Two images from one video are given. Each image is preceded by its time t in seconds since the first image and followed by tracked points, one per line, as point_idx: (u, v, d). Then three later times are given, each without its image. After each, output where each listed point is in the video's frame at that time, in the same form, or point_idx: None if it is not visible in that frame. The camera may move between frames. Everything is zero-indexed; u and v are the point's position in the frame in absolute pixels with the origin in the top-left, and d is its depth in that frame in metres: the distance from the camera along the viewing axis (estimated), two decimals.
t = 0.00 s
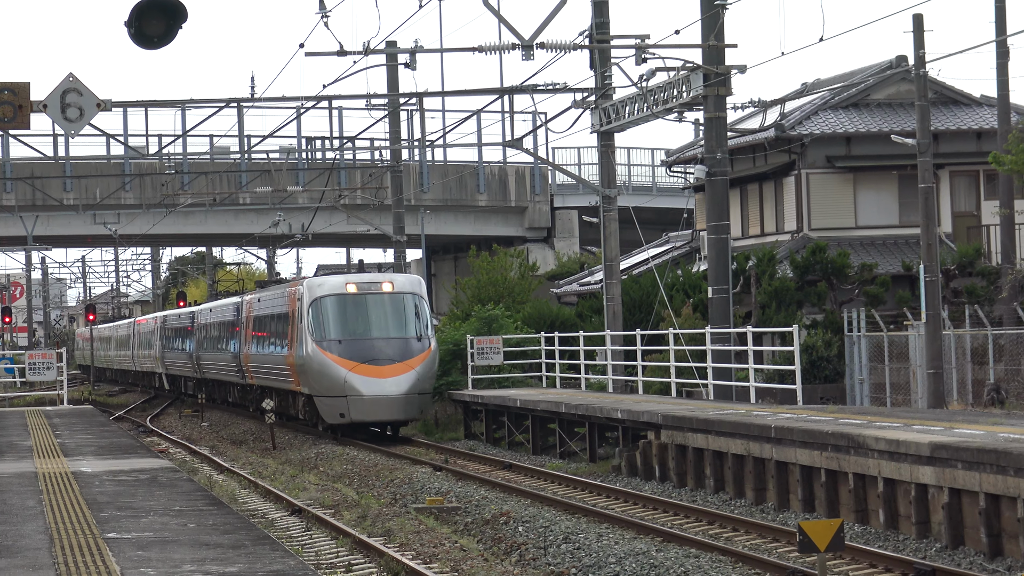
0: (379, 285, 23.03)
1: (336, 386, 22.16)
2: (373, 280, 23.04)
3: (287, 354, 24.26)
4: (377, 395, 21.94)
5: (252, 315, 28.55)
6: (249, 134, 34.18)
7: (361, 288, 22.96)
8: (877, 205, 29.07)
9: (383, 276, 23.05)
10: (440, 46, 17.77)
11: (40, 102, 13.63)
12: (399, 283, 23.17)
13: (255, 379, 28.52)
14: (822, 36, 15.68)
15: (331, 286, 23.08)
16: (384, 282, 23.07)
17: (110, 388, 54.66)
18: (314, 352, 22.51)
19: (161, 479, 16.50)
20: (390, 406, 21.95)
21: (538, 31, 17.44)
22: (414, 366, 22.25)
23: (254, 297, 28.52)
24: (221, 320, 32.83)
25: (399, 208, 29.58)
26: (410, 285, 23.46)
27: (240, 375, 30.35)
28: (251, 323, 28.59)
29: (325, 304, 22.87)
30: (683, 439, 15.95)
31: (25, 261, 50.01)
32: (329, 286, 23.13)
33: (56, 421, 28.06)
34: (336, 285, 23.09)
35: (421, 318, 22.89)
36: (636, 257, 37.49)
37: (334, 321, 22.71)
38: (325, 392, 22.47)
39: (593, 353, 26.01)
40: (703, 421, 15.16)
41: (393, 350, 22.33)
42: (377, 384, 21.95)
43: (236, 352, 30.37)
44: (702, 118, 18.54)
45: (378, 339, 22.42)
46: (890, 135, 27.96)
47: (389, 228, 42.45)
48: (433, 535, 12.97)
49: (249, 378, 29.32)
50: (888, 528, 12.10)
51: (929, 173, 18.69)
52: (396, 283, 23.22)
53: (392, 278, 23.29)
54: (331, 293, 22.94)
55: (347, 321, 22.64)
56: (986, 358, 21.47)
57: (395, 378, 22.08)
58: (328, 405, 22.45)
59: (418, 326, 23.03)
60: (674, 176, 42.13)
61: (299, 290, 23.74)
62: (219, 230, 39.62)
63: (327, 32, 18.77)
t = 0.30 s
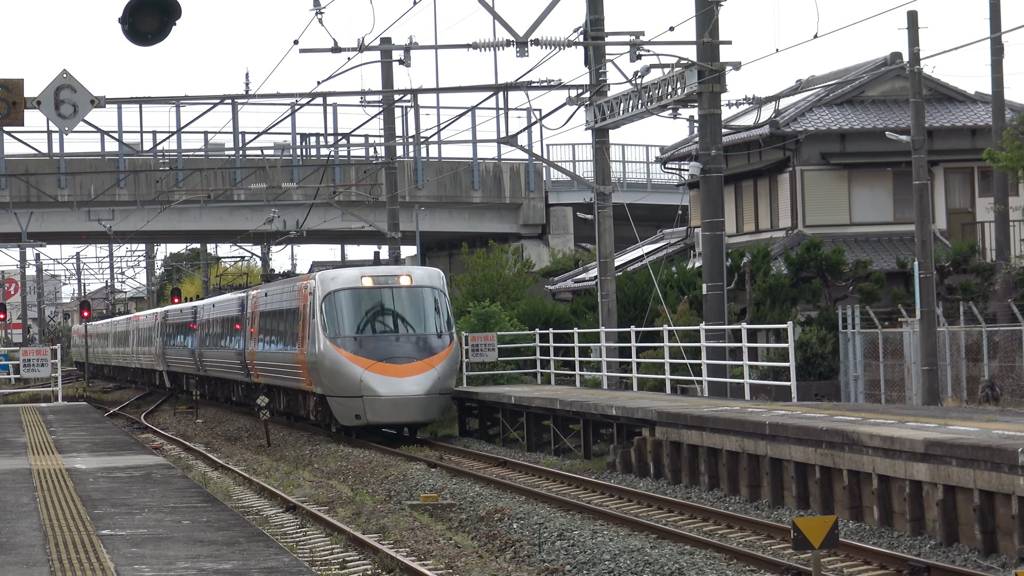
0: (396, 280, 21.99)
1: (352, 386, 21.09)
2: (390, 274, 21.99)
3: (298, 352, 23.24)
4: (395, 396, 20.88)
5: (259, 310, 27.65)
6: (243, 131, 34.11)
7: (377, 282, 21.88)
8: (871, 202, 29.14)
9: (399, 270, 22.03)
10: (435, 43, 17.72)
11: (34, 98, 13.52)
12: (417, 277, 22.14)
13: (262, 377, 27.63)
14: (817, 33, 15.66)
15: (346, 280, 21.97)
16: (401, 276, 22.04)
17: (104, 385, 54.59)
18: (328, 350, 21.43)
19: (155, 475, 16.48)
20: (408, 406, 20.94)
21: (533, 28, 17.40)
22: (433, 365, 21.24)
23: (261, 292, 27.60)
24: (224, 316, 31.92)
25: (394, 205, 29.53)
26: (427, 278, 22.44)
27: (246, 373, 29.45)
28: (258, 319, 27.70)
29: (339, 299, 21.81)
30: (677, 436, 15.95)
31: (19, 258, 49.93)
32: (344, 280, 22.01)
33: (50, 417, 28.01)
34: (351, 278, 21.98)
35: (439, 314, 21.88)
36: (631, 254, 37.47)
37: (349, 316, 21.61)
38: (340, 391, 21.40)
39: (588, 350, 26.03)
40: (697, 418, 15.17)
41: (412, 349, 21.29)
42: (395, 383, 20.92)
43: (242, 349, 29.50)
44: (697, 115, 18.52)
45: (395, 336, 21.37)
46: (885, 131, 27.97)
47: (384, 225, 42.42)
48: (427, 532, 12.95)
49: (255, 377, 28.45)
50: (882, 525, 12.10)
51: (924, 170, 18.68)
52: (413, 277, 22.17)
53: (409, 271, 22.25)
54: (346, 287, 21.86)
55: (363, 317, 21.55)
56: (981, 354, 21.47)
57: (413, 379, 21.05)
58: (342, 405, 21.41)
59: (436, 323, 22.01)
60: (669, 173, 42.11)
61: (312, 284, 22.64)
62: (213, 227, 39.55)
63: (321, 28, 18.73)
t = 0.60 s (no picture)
0: (418, 272, 20.35)
1: (372, 386, 19.36)
2: (412, 265, 20.36)
3: (312, 351, 21.96)
4: (418, 396, 19.09)
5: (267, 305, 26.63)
6: (240, 129, 34.09)
7: (398, 274, 20.25)
8: (868, 199, 29.12)
9: (421, 261, 20.40)
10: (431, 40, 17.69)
11: (30, 96, 13.46)
12: (441, 269, 20.49)
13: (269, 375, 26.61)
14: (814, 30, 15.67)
15: (365, 272, 20.36)
16: (423, 268, 20.39)
17: (101, 383, 54.60)
18: (346, 348, 19.78)
19: (152, 473, 16.46)
20: (431, 408, 19.13)
21: (529, 25, 17.37)
22: (459, 363, 19.48)
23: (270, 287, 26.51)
24: (231, 312, 31.00)
25: (391, 202, 29.46)
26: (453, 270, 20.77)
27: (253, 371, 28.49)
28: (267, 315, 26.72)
29: (358, 292, 20.20)
30: (674, 434, 15.95)
31: (15, 256, 49.93)
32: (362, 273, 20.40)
33: (46, 415, 27.98)
34: (370, 270, 20.38)
35: (465, 308, 20.20)
36: (628, 251, 37.46)
37: (368, 311, 19.96)
38: (359, 393, 19.65)
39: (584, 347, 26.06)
40: (693, 416, 15.18)
41: (435, 345, 19.55)
42: (417, 383, 19.14)
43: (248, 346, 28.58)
44: (693, 112, 18.53)
45: (417, 331, 19.64)
46: (882, 129, 28.03)
47: (381, 222, 42.42)
48: (424, 530, 12.93)
49: (263, 375, 27.43)
50: (879, 522, 12.10)
51: (921, 167, 18.69)
52: (436, 269, 20.51)
53: (433, 263, 20.62)
54: (364, 279, 20.26)
55: (384, 312, 19.89)
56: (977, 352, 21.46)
57: (437, 378, 19.27)
58: (362, 407, 19.66)
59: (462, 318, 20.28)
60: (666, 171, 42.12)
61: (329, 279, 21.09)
62: (209, 224, 39.51)
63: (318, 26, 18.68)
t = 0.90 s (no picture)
0: (445, 267, 19.34)
1: (398, 387, 18.28)
2: (439, 259, 19.33)
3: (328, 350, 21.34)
4: (447, 399, 18.01)
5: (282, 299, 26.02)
6: (239, 125, 34.05)
7: (424, 269, 19.24)
8: (867, 197, 29.11)
9: (449, 255, 19.39)
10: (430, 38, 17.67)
11: (29, 92, 13.45)
12: (469, 263, 19.46)
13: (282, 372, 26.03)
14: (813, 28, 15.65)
15: (389, 266, 19.35)
16: (451, 263, 19.38)
17: (100, 379, 54.67)
18: (370, 347, 18.73)
19: (150, 470, 16.46)
20: (460, 411, 18.05)
21: (528, 22, 17.36)
22: (489, 363, 18.41)
23: (285, 281, 25.90)
24: (242, 307, 30.46)
25: (390, 199, 29.43)
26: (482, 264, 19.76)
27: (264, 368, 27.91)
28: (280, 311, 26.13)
29: (381, 288, 19.18)
30: (673, 431, 15.95)
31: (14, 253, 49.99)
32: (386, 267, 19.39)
33: (45, 412, 27.98)
34: (394, 264, 19.36)
35: (494, 305, 19.17)
36: (627, 249, 37.47)
37: (393, 308, 18.93)
38: (384, 395, 18.60)
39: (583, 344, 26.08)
40: (692, 413, 15.19)
41: (465, 344, 18.48)
42: (445, 384, 18.07)
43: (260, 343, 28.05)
44: (692, 110, 18.52)
45: (445, 330, 18.59)
46: (880, 127, 28.05)
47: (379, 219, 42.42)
48: (422, 527, 12.93)
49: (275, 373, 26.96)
50: (878, 519, 12.10)
51: (919, 165, 18.68)
52: (464, 264, 19.49)
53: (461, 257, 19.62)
54: (387, 274, 19.26)
55: (410, 308, 18.85)
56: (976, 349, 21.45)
57: (467, 380, 18.19)
58: (387, 411, 18.60)
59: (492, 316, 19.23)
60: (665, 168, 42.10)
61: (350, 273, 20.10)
62: (208, 221, 39.50)
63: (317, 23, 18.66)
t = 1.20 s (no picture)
0: (473, 262, 18.50)
1: (426, 389, 17.34)
2: (467, 253, 18.51)
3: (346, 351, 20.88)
4: (477, 401, 17.05)
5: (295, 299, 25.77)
6: (236, 125, 34.03)
7: (451, 264, 18.39)
8: (864, 198, 29.13)
9: (478, 249, 18.57)
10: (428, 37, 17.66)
11: (26, 92, 13.44)
12: (498, 258, 18.63)
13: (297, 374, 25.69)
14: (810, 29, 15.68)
15: (414, 261, 18.52)
16: (480, 257, 18.55)
17: (97, 378, 54.71)
18: (395, 347, 17.83)
19: (147, 469, 16.43)
20: (491, 415, 17.07)
21: (526, 22, 17.35)
22: (521, 365, 17.47)
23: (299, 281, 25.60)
24: (251, 306, 30.21)
25: (387, 199, 29.40)
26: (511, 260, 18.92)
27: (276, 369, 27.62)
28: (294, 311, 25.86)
29: (407, 284, 18.34)
30: (670, 431, 15.95)
31: (12, 252, 50.03)
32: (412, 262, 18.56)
33: (41, 411, 27.95)
34: (419, 259, 18.53)
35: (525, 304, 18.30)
36: (625, 249, 37.48)
37: (419, 305, 18.07)
38: (411, 398, 17.66)
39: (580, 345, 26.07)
40: (689, 414, 15.19)
41: (496, 344, 17.56)
42: (475, 387, 17.11)
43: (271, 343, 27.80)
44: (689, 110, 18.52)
45: (473, 329, 17.70)
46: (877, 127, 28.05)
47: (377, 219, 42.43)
48: (419, 527, 12.92)
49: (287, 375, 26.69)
50: (874, 520, 12.10)
51: (915, 166, 18.68)
52: (493, 259, 18.65)
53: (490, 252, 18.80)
54: (413, 269, 18.43)
55: (438, 305, 17.98)
56: (972, 350, 21.47)
57: (498, 382, 17.22)
58: (413, 415, 17.67)
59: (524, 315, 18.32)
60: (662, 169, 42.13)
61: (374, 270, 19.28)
62: (205, 220, 39.49)
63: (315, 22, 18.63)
